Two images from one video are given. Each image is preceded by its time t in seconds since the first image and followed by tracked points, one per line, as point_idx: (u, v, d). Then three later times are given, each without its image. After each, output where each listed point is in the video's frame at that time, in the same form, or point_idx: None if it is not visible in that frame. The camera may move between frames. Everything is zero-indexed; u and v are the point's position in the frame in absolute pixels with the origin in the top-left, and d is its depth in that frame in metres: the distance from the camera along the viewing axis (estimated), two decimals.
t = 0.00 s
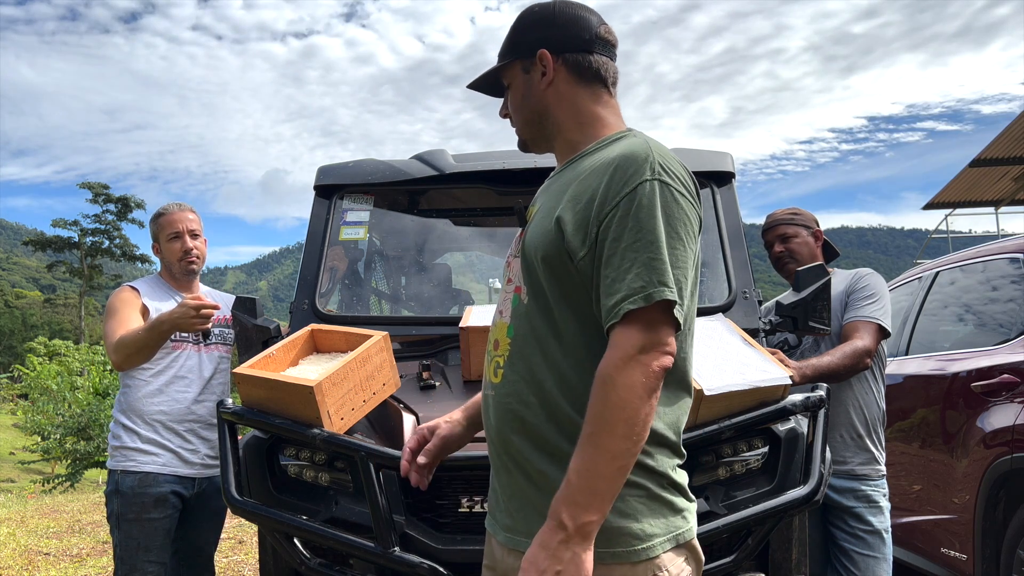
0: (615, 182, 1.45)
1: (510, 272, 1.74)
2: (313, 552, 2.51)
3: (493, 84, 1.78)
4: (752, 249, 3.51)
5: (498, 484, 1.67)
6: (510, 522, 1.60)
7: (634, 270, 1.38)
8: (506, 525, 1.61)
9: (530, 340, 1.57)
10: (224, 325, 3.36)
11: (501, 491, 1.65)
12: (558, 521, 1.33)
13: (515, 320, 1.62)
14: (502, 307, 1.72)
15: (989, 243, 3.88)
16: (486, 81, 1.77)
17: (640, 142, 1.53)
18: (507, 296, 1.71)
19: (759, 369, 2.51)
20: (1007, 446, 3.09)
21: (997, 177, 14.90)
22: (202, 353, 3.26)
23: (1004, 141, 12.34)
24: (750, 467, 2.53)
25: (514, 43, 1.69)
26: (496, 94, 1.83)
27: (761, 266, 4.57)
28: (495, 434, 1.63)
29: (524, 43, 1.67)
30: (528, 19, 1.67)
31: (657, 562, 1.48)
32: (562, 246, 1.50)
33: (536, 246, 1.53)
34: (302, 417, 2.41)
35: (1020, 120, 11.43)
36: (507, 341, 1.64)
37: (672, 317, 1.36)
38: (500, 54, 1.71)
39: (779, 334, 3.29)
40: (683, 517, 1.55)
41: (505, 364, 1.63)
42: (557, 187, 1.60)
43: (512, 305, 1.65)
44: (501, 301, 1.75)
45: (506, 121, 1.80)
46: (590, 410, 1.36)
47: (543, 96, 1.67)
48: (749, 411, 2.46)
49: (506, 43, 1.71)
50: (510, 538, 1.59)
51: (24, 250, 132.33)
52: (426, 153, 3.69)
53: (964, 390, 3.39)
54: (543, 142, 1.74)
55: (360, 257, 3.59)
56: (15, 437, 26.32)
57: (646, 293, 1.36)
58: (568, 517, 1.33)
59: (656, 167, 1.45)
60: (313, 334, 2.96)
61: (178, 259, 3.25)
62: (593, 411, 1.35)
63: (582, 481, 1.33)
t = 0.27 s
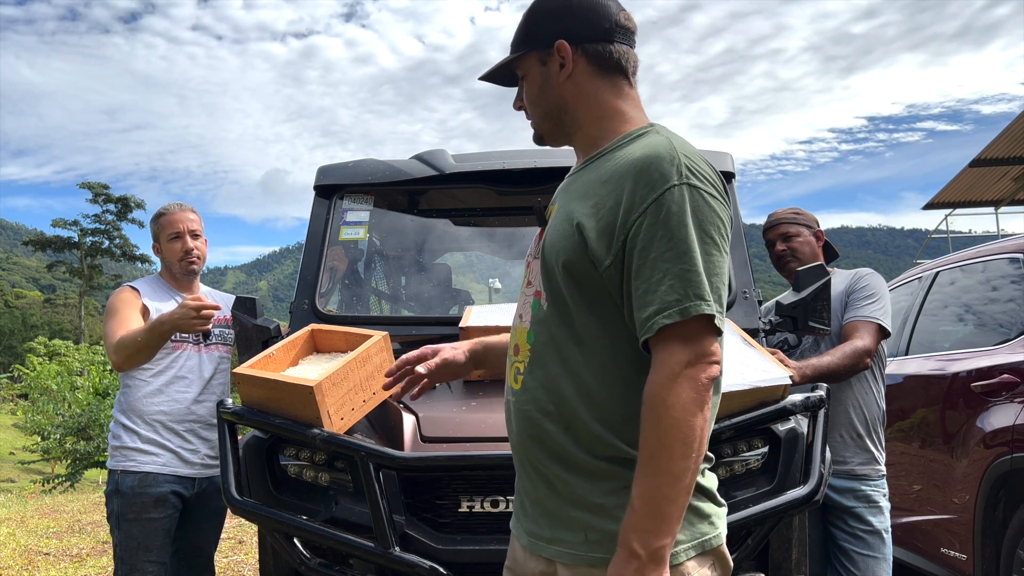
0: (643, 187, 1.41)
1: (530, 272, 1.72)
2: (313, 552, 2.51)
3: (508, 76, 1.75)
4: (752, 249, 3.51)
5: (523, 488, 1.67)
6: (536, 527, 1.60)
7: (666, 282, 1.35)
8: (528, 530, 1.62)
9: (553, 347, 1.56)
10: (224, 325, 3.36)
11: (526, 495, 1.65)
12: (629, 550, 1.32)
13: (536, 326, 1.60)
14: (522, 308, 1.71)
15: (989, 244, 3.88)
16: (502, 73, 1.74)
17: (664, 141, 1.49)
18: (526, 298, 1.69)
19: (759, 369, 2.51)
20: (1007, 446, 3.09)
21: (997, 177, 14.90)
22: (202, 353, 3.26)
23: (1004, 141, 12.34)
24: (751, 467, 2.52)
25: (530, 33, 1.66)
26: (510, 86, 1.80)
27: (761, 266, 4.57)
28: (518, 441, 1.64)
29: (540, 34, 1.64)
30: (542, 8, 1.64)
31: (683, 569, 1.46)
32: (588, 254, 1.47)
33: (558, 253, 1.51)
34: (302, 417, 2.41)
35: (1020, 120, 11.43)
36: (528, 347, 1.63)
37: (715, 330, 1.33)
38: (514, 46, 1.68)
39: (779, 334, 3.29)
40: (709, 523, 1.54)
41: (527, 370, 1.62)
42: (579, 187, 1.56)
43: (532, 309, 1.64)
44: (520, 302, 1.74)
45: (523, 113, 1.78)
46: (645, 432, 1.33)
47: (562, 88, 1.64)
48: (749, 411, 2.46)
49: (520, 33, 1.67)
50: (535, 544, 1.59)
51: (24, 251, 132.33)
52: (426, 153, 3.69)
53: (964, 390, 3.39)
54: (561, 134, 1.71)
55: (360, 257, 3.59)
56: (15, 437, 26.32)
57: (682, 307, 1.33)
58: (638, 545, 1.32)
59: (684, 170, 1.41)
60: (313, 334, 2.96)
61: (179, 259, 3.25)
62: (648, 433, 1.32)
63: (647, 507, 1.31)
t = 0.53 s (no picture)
0: (660, 194, 1.40)
1: (540, 273, 1.71)
2: (313, 552, 2.51)
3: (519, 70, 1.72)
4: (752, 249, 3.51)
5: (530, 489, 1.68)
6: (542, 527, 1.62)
7: (683, 291, 1.34)
8: (534, 528, 1.64)
9: (564, 352, 1.56)
10: (224, 325, 3.36)
11: (533, 496, 1.66)
12: (648, 563, 1.31)
13: (547, 329, 1.60)
14: (530, 309, 1.70)
15: (989, 244, 3.88)
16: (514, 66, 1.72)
17: (680, 147, 1.48)
18: (535, 299, 1.68)
19: (759, 369, 2.51)
20: (1007, 446, 3.09)
21: (997, 177, 14.90)
22: (202, 353, 3.26)
23: (1004, 141, 12.34)
24: (751, 468, 2.53)
25: (544, 28, 1.63)
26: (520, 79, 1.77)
27: (761, 266, 4.57)
28: (525, 442, 1.64)
29: (556, 29, 1.61)
30: (558, 3, 1.61)
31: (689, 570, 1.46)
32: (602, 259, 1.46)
33: (570, 257, 1.50)
34: (302, 418, 2.41)
35: (1019, 120, 11.43)
36: (538, 349, 1.62)
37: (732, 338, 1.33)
38: (527, 40, 1.65)
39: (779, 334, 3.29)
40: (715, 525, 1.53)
41: (536, 373, 1.61)
42: (593, 190, 1.55)
43: (542, 311, 1.63)
44: (529, 303, 1.73)
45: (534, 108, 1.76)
46: (662, 441, 1.32)
47: (577, 86, 1.63)
48: (749, 411, 2.46)
49: (534, 28, 1.64)
50: (540, 544, 1.60)
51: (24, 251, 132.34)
52: (426, 153, 3.68)
53: (964, 390, 3.39)
54: (574, 132, 1.69)
55: (360, 257, 3.59)
56: (15, 437, 26.32)
57: (699, 317, 1.32)
58: (657, 556, 1.30)
59: (703, 178, 1.40)
60: (313, 335, 2.96)
61: (179, 259, 3.25)
62: (666, 442, 1.31)
63: (666, 517, 1.30)
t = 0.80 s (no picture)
0: (658, 196, 1.42)
1: (530, 270, 1.71)
2: (313, 552, 2.51)
3: (518, 66, 1.72)
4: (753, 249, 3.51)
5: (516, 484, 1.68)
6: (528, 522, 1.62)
7: (679, 290, 1.35)
8: (522, 523, 1.64)
9: (555, 348, 1.56)
10: (224, 325, 3.36)
11: (519, 491, 1.66)
12: (624, 550, 1.32)
13: (538, 325, 1.60)
14: (519, 305, 1.70)
15: (989, 244, 3.88)
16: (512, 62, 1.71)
17: (677, 151, 1.50)
18: (525, 296, 1.68)
19: (759, 369, 2.51)
20: (1007, 446, 3.09)
21: (997, 177, 14.90)
22: (202, 353, 3.26)
23: (1004, 141, 12.34)
24: (751, 467, 2.53)
25: (546, 27, 1.63)
26: (518, 75, 1.77)
27: (761, 266, 4.57)
28: (515, 438, 1.64)
29: (558, 30, 1.61)
30: (562, 3, 1.61)
31: (674, 564, 1.47)
32: (598, 258, 1.47)
33: (566, 255, 1.51)
34: (302, 418, 2.41)
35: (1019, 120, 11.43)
36: (528, 346, 1.62)
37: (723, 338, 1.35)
38: (529, 37, 1.65)
39: (779, 334, 3.29)
40: (699, 519, 1.54)
41: (526, 369, 1.61)
42: (588, 190, 1.56)
43: (533, 308, 1.63)
44: (518, 299, 1.73)
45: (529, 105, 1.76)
46: (645, 430, 1.34)
47: (574, 88, 1.63)
48: (749, 411, 2.46)
49: (535, 26, 1.64)
50: (528, 539, 1.60)
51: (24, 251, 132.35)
52: (426, 153, 3.69)
53: (964, 390, 3.40)
54: (570, 132, 1.70)
55: (360, 257, 3.59)
56: (15, 437, 26.32)
57: (696, 315, 1.34)
58: (635, 543, 1.32)
59: (701, 181, 1.42)
60: (313, 335, 2.96)
61: (179, 259, 3.25)
62: (649, 432, 1.33)
63: (645, 507, 1.32)
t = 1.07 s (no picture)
0: (637, 206, 1.45)
1: (520, 283, 1.74)
2: (313, 552, 2.51)
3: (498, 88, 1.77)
4: (752, 250, 3.51)
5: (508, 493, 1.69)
6: (518, 530, 1.63)
7: (660, 297, 1.38)
8: (512, 531, 1.65)
9: (543, 359, 1.58)
10: (224, 325, 3.36)
11: (511, 500, 1.67)
12: (609, 548, 1.36)
13: (526, 337, 1.62)
14: (510, 318, 1.72)
15: (989, 244, 3.88)
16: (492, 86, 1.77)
17: (656, 161, 1.53)
18: (516, 309, 1.70)
19: (759, 369, 2.51)
20: (1007, 446, 3.09)
21: (997, 177, 14.89)
22: (203, 353, 3.26)
23: (1004, 141, 12.33)
24: (751, 467, 2.53)
25: (522, 51, 1.69)
26: (499, 96, 1.82)
27: (761, 266, 4.57)
28: (506, 448, 1.65)
29: (534, 51, 1.67)
30: (537, 26, 1.67)
31: None
32: (581, 269, 1.50)
33: (551, 266, 1.53)
34: (302, 418, 2.41)
35: (1020, 120, 11.42)
36: (519, 357, 1.64)
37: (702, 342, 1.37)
38: (507, 60, 1.71)
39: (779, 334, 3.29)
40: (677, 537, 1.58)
41: (517, 380, 1.63)
42: (572, 203, 1.59)
43: (523, 320, 1.65)
44: (509, 313, 1.75)
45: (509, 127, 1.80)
46: (629, 435, 1.37)
47: (551, 106, 1.68)
48: (749, 411, 2.46)
49: (512, 49, 1.70)
50: (519, 546, 1.61)
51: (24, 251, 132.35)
52: (426, 153, 3.69)
53: (964, 390, 3.40)
54: (549, 151, 1.74)
55: (360, 256, 3.59)
56: (15, 437, 26.31)
57: (675, 320, 1.36)
58: (620, 544, 1.35)
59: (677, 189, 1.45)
60: (313, 334, 2.96)
61: (179, 259, 3.25)
62: (632, 436, 1.36)
63: (629, 510, 1.35)
